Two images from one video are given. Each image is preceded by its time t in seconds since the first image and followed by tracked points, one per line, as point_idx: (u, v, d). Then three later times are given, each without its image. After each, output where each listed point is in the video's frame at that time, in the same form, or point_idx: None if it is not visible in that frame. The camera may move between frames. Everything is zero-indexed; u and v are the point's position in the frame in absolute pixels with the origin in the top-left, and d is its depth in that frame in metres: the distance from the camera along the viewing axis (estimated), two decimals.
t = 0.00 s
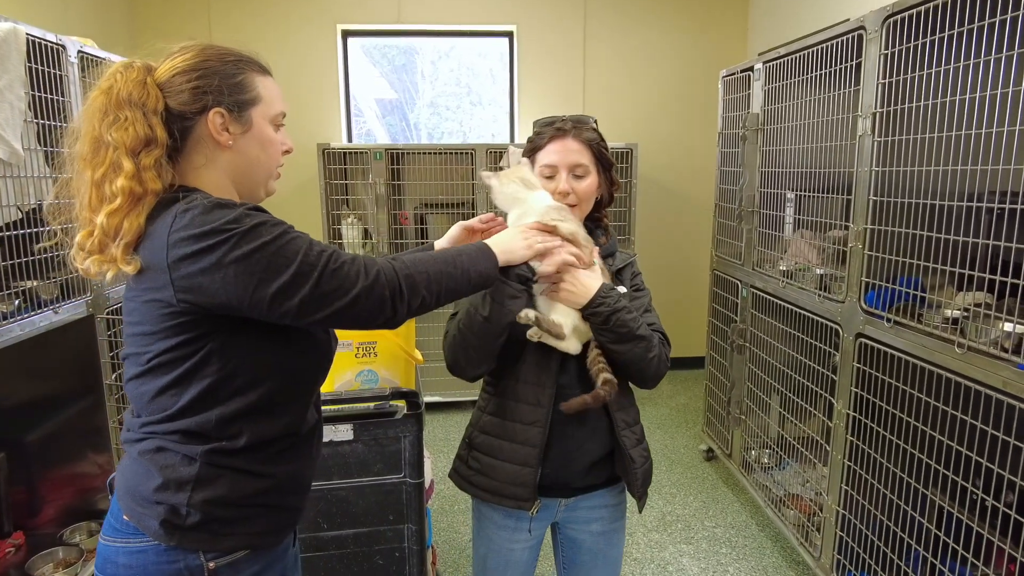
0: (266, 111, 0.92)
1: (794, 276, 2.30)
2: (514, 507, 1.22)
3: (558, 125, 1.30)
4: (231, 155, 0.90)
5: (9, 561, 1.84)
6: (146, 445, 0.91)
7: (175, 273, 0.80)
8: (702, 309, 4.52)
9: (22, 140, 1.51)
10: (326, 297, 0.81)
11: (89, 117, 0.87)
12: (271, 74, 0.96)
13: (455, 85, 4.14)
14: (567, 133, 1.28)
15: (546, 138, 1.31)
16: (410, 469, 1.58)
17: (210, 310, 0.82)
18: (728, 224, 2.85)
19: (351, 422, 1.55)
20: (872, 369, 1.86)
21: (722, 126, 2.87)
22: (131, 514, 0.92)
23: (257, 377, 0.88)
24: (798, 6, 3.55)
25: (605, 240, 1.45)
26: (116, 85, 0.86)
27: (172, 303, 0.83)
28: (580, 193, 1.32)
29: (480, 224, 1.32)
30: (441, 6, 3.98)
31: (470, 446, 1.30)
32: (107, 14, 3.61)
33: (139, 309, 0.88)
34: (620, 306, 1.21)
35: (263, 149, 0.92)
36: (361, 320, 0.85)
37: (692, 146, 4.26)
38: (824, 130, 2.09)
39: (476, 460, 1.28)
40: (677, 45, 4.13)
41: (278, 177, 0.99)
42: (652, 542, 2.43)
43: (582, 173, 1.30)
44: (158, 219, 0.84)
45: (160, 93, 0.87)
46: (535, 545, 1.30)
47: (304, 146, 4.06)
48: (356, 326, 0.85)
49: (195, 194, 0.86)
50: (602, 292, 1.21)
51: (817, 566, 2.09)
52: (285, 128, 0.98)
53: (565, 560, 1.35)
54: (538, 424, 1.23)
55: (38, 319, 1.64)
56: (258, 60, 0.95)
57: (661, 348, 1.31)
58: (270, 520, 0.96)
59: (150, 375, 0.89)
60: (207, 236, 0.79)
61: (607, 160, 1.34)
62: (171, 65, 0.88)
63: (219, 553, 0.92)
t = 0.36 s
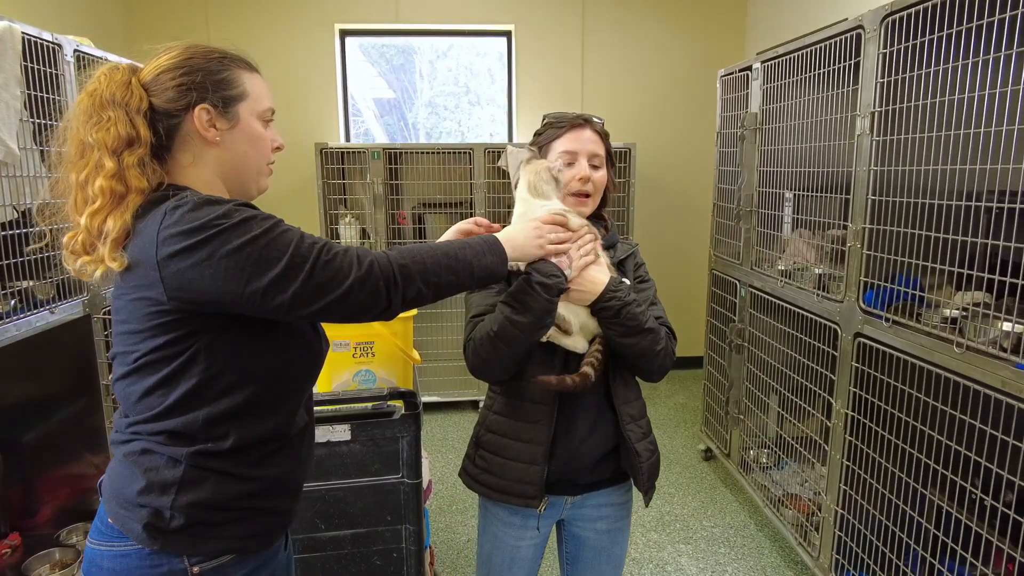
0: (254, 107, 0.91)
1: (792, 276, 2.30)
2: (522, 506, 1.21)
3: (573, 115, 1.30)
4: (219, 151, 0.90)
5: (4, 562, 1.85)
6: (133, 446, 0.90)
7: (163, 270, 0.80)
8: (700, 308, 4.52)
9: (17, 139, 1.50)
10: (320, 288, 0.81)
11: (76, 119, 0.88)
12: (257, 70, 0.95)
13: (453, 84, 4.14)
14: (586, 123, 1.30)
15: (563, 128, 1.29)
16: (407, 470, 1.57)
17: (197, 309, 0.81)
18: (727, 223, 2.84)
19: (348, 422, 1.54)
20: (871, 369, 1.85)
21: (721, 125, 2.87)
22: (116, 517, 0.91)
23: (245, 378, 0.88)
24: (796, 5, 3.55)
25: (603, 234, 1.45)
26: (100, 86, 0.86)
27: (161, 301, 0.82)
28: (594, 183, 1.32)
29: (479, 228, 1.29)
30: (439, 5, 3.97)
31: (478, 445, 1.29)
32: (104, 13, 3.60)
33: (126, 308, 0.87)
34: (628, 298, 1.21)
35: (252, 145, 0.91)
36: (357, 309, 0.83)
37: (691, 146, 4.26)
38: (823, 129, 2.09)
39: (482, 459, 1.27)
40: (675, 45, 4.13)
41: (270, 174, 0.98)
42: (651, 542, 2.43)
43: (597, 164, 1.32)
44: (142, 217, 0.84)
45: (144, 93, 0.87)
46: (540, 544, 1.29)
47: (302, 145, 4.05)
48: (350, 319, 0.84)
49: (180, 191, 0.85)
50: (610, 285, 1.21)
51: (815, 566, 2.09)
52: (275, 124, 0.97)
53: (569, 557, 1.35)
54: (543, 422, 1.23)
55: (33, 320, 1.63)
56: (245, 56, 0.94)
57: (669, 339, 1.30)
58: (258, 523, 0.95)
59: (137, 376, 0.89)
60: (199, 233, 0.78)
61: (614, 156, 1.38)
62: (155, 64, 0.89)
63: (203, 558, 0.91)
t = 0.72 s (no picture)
0: (234, 108, 0.90)
1: (790, 276, 2.30)
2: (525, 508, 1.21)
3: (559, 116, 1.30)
4: (198, 154, 0.89)
5: None
6: (116, 449, 0.90)
7: (134, 275, 0.79)
8: (698, 308, 4.52)
9: (12, 139, 1.49)
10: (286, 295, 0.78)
11: (56, 123, 0.89)
12: (243, 72, 0.94)
13: (451, 84, 4.13)
14: (572, 122, 1.28)
15: (548, 129, 1.28)
16: (405, 471, 1.56)
17: (169, 315, 0.81)
18: (725, 223, 2.84)
19: (346, 423, 1.52)
20: (869, 369, 1.85)
21: (718, 125, 2.86)
22: (101, 519, 0.91)
23: (226, 381, 0.87)
24: (794, 6, 3.56)
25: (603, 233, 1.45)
26: (78, 90, 0.87)
27: (133, 306, 0.81)
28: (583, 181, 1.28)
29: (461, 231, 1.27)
30: (436, 5, 3.96)
31: (482, 447, 1.29)
32: (100, 12, 3.58)
33: (101, 313, 0.87)
34: (626, 310, 1.21)
35: (231, 148, 0.90)
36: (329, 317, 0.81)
37: (688, 146, 4.26)
38: (821, 129, 2.09)
39: (485, 461, 1.28)
40: (672, 45, 4.13)
41: (252, 176, 0.97)
42: (649, 542, 2.43)
43: (588, 163, 1.29)
44: (116, 220, 0.83)
45: (121, 95, 0.87)
46: (542, 546, 1.29)
47: (300, 145, 4.04)
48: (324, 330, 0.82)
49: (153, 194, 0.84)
50: (608, 297, 1.20)
51: (813, 565, 2.08)
52: (259, 125, 0.95)
53: (570, 558, 1.34)
54: (546, 423, 1.23)
55: (28, 320, 1.62)
56: (227, 56, 0.93)
57: (668, 346, 1.30)
58: (245, 522, 0.94)
59: (116, 379, 0.88)
60: (166, 240, 0.77)
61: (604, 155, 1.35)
62: (133, 66, 0.89)
63: (187, 560, 0.90)
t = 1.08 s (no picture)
0: (212, 136, 0.89)
1: (787, 276, 2.30)
2: (522, 510, 1.22)
3: (565, 119, 1.30)
4: (174, 180, 0.90)
5: None
6: (82, 454, 0.90)
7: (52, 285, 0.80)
8: (696, 307, 4.52)
9: (7, 139, 1.49)
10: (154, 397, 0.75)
11: (42, 123, 0.90)
12: (227, 91, 0.91)
13: (448, 84, 4.12)
14: (577, 127, 1.28)
15: (553, 131, 1.29)
16: (402, 471, 1.56)
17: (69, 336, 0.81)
18: (722, 223, 2.84)
19: (343, 423, 1.52)
20: (866, 369, 1.85)
21: (715, 125, 2.87)
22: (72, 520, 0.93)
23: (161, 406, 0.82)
24: (792, 5, 3.55)
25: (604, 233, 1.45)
26: (61, 98, 0.87)
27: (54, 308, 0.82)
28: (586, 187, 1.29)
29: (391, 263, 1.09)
30: (433, 4, 3.96)
31: (484, 449, 1.30)
32: (97, 12, 3.57)
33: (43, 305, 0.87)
34: (615, 315, 1.20)
35: (207, 176, 0.90)
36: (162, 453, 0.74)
37: (686, 145, 4.26)
38: (818, 129, 2.09)
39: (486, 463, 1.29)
40: (669, 45, 4.13)
41: (232, 195, 0.97)
42: (646, 542, 2.42)
43: (592, 168, 1.29)
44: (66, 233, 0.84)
45: (98, 110, 0.86)
46: (544, 549, 1.29)
47: (297, 145, 4.04)
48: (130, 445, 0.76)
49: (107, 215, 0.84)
50: (596, 302, 1.21)
51: (810, 565, 2.08)
52: (243, 145, 0.94)
53: (570, 560, 1.34)
54: (545, 425, 1.23)
55: (24, 320, 1.61)
56: (208, 73, 0.89)
57: (666, 347, 1.29)
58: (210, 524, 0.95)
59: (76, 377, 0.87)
60: (66, 290, 0.76)
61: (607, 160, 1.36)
62: (113, 79, 0.86)
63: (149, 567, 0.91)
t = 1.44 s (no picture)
0: (154, 154, 0.86)
1: (784, 275, 2.30)
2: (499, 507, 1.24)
3: (583, 122, 1.28)
4: (111, 199, 0.87)
5: None
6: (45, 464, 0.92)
7: None
8: (693, 307, 4.53)
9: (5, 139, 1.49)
10: None
11: None
12: (167, 106, 0.87)
13: (446, 83, 4.12)
14: (592, 131, 1.26)
15: (568, 135, 1.28)
16: (399, 471, 1.56)
17: None
18: (719, 224, 2.85)
19: (340, 423, 1.52)
20: (863, 368, 1.86)
21: (712, 126, 2.87)
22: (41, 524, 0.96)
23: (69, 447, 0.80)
24: (788, 6, 3.57)
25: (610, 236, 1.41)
26: None
27: None
28: (593, 193, 1.27)
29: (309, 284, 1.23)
30: (430, 4, 3.96)
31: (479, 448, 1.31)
32: (94, 12, 3.57)
33: None
34: (574, 328, 1.15)
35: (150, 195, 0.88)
36: None
37: (683, 146, 4.27)
38: (815, 129, 2.10)
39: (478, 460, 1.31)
40: (667, 45, 4.13)
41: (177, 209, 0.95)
42: (643, 540, 2.43)
43: (603, 174, 1.27)
44: None
45: (22, 125, 0.79)
46: (530, 548, 1.28)
47: (294, 145, 4.03)
48: None
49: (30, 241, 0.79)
50: (553, 315, 1.18)
51: (806, 563, 2.09)
52: (187, 159, 0.92)
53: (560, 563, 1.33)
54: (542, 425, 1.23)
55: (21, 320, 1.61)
56: (146, 87, 0.84)
57: (648, 360, 1.19)
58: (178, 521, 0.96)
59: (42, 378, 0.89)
60: None
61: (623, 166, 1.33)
62: (38, 90, 0.79)
63: None
